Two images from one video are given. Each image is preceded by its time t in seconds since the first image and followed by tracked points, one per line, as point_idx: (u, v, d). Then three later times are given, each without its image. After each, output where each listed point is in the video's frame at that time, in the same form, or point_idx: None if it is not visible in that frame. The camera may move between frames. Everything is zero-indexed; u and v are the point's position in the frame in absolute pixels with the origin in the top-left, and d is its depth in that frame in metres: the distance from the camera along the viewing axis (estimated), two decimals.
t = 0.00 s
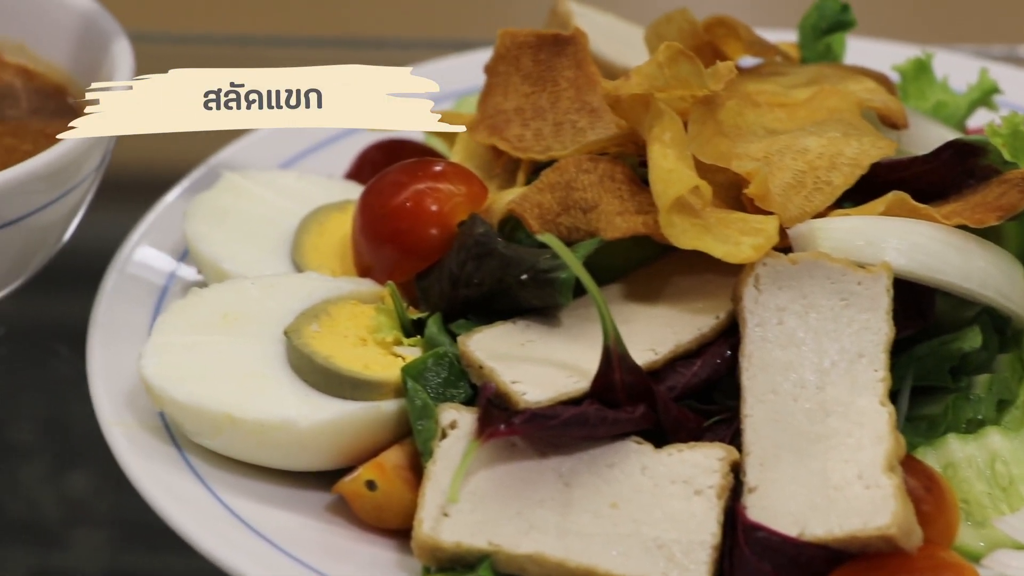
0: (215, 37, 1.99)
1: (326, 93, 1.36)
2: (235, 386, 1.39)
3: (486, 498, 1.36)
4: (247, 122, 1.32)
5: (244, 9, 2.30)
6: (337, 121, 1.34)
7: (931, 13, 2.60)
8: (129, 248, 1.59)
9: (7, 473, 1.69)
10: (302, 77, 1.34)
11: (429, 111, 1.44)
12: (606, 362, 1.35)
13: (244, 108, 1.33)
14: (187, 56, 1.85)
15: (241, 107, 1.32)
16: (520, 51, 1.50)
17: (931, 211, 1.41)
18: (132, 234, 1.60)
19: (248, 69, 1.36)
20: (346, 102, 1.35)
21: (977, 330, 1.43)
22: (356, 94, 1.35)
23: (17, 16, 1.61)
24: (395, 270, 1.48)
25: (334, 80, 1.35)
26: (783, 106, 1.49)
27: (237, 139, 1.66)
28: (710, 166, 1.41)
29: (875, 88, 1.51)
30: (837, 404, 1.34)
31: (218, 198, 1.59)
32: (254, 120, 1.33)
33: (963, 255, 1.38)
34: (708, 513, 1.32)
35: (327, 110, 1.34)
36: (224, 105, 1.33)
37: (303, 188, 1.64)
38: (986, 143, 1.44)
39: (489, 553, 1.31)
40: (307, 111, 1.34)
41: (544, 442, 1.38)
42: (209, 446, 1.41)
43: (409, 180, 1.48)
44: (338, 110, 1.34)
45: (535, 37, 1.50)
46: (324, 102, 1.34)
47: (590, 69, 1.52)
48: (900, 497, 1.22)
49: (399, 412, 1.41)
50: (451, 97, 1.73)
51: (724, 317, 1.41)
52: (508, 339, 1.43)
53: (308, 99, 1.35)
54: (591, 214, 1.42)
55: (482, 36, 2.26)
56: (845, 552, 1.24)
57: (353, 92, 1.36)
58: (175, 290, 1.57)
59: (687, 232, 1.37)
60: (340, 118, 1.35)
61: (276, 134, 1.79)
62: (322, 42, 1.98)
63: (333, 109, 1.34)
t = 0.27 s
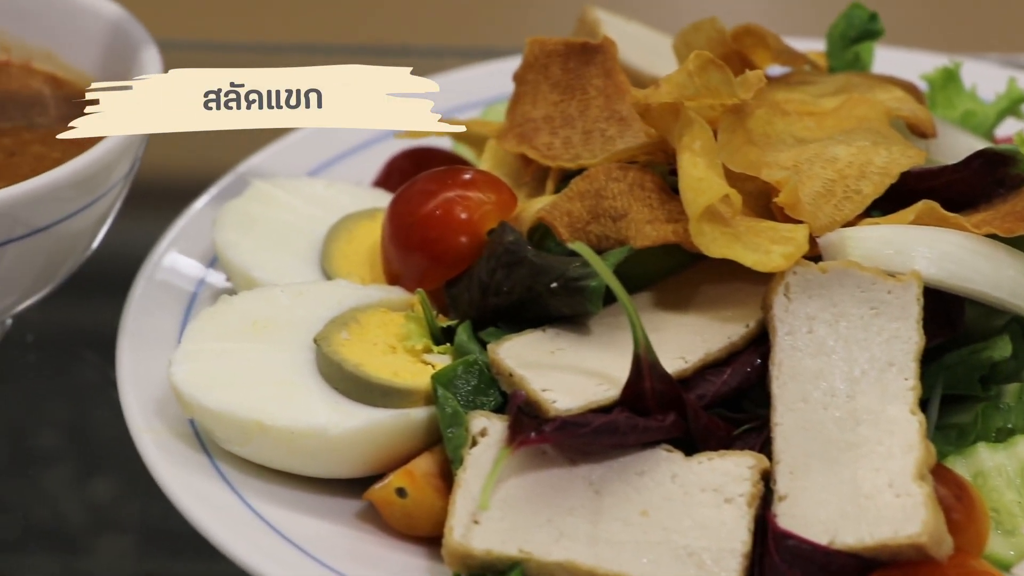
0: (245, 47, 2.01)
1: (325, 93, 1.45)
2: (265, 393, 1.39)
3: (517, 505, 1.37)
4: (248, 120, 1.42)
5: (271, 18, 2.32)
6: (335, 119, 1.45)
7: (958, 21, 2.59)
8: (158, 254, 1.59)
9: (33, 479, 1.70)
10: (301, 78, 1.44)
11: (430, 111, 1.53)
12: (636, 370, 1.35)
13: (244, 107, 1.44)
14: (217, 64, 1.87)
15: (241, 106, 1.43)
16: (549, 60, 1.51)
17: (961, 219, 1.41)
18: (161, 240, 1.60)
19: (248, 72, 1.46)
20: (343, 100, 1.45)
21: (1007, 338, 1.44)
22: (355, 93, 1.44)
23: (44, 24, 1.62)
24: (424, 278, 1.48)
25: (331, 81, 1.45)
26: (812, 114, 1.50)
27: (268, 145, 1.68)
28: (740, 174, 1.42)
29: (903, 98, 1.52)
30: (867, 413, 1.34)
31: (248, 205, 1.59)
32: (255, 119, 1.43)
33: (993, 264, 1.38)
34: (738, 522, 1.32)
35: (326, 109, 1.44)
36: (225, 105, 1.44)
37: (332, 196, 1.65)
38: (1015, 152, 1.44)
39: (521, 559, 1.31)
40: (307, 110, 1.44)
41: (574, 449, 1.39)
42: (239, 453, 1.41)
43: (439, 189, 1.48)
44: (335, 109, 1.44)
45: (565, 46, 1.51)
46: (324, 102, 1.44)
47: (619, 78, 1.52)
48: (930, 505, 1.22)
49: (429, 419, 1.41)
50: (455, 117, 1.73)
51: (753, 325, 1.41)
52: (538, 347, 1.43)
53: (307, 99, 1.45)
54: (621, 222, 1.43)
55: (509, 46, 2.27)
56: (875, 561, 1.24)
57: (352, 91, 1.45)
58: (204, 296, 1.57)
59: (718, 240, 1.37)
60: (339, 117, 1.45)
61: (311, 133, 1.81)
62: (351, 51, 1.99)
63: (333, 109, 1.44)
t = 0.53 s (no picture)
0: (271, 56, 2.03)
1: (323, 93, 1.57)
2: (294, 401, 1.39)
3: (547, 514, 1.37)
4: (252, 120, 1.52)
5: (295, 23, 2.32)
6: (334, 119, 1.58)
7: (984, 31, 2.59)
8: (185, 261, 1.60)
9: (54, 484, 1.71)
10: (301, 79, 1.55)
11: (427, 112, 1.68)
12: (666, 379, 1.35)
13: (244, 107, 1.53)
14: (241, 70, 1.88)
15: (242, 106, 1.52)
16: (577, 68, 1.52)
17: (990, 229, 1.42)
18: (188, 248, 1.61)
19: (252, 75, 1.55)
20: (341, 100, 1.58)
21: None
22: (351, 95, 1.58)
23: (71, 34, 1.62)
24: (452, 286, 1.49)
25: (328, 82, 1.57)
26: (840, 123, 1.50)
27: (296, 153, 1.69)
28: (768, 184, 1.43)
29: (931, 107, 1.52)
30: (896, 422, 1.34)
31: (275, 213, 1.60)
32: (255, 118, 1.53)
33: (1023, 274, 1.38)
34: (767, 531, 1.32)
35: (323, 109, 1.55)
36: (225, 105, 1.52)
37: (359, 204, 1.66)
38: None
39: (549, 568, 1.31)
40: (307, 109, 1.55)
41: (602, 458, 1.39)
42: (268, 461, 1.41)
43: (467, 198, 1.49)
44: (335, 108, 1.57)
45: (592, 55, 1.51)
46: (323, 102, 1.56)
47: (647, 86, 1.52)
48: (960, 515, 1.22)
49: (457, 428, 1.42)
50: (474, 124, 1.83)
51: (782, 335, 1.42)
52: (566, 356, 1.43)
53: (307, 98, 1.56)
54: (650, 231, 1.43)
55: (533, 56, 2.28)
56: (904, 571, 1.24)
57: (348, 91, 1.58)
58: (231, 304, 1.57)
59: (747, 249, 1.38)
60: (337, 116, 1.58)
61: (340, 134, 1.82)
62: (374, 58, 2.00)
63: (332, 107, 1.56)
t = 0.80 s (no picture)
0: (295, 66, 2.04)
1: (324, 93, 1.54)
2: (321, 409, 1.39)
3: (575, 523, 1.37)
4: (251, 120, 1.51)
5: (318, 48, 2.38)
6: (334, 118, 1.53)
7: (1006, 41, 2.59)
8: (211, 268, 1.60)
9: (72, 490, 1.71)
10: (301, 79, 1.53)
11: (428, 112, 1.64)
12: (694, 389, 1.35)
13: (244, 107, 1.52)
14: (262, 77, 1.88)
15: (242, 106, 1.52)
16: (603, 77, 1.52)
17: (1018, 240, 1.42)
18: (213, 255, 1.61)
19: (253, 77, 1.56)
20: (342, 99, 1.54)
21: None
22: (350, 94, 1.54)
23: (96, 41, 1.63)
24: (478, 294, 1.49)
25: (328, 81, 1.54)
26: (867, 133, 1.50)
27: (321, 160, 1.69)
28: (796, 193, 1.42)
29: (957, 117, 1.53)
30: (924, 432, 1.34)
31: (302, 222, 1.61)
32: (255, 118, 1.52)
33: None
34: (795, 541, 1.31)
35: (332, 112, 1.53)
36: (225, 105, 1.51)
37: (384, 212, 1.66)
38: None
39: None
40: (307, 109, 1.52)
41: (630, 467, 1.39)
42: (295, 469, 1.41)
43: (493, 206, 1.49)
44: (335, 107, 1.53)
45: (619, 64, 1.51)
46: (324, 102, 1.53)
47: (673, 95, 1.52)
48: (989, 526, 1.22)
49: (484, 437, 1.41)
50: (496, 132, 1.84)
51: (810, 344, 1.42)
52: (594, 365, 1.43)
53: (307, 98, 1.53)
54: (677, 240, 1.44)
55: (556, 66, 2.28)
56: None
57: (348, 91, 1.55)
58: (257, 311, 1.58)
59: (775, 259, 1.38)
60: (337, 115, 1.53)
61: (367, 139, 1.83)
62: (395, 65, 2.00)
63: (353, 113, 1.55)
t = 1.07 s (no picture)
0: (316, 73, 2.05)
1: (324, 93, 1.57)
2: (347, 417, 1.39)
3: (602, 533, 1.37)
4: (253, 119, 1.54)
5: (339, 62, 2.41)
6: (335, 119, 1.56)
7: (1019, 55, 2.61)
8: (236, 275, 1.60)
9: (90, 497, 1.70)
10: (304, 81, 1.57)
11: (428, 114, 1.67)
12: (721, 399, 1.35)
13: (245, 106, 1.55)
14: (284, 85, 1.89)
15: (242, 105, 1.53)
16: (629, 86, 1.52)
17: None
18: (238, 262, 1.61)
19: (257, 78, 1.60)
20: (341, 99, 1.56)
21: None
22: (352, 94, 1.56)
23: (117, 47, 1.63)
24: (504, 303, 1.49)
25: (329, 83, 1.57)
26: (893, 141, 1.50)
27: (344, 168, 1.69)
28: (823, 203, 1.42)
29: (984, 126, 1.53)
30: (952, 442, 1.34)
31: (326, 230, 1.62)
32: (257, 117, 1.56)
33: None
34: (823, 551, 1.30)
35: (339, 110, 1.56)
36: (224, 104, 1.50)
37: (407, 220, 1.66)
38: None
39: None
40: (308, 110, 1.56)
41: (657, 477, 1.39)
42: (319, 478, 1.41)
43: (520, 215, 1.49)
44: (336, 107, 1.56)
45: (645, 73, 1.51)
46: (323, 102, 1.56)
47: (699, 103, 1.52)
48: (1018, 537, 1.22)
49: (510, 446, 1.41)
50: (521, 140, 1.85)
51: (837, 354, 1.42)
52: (620, 375, 1.43)
53: (308, 98, 1.57)
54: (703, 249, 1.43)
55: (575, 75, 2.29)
56: None
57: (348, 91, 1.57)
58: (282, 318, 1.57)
59: (802, 268, 1.38)
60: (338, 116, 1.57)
61: (388, 147, 1.83)
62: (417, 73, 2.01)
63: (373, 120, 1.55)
